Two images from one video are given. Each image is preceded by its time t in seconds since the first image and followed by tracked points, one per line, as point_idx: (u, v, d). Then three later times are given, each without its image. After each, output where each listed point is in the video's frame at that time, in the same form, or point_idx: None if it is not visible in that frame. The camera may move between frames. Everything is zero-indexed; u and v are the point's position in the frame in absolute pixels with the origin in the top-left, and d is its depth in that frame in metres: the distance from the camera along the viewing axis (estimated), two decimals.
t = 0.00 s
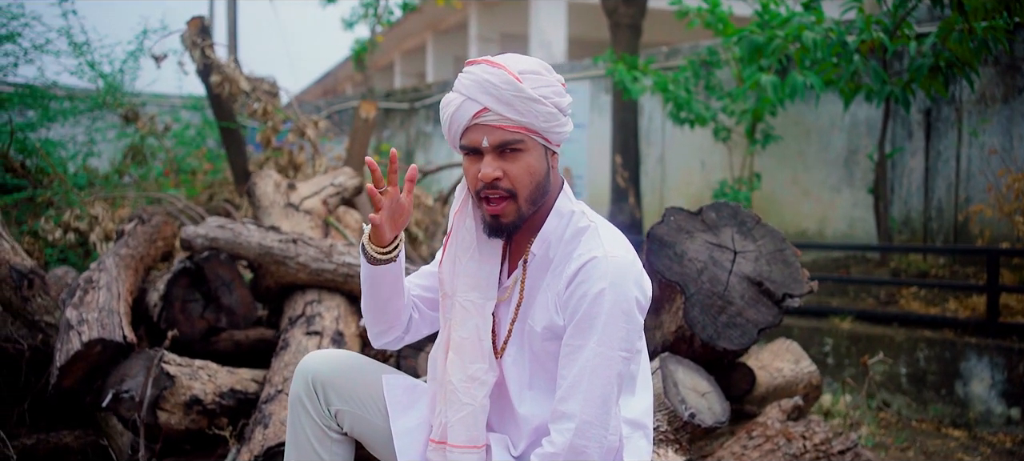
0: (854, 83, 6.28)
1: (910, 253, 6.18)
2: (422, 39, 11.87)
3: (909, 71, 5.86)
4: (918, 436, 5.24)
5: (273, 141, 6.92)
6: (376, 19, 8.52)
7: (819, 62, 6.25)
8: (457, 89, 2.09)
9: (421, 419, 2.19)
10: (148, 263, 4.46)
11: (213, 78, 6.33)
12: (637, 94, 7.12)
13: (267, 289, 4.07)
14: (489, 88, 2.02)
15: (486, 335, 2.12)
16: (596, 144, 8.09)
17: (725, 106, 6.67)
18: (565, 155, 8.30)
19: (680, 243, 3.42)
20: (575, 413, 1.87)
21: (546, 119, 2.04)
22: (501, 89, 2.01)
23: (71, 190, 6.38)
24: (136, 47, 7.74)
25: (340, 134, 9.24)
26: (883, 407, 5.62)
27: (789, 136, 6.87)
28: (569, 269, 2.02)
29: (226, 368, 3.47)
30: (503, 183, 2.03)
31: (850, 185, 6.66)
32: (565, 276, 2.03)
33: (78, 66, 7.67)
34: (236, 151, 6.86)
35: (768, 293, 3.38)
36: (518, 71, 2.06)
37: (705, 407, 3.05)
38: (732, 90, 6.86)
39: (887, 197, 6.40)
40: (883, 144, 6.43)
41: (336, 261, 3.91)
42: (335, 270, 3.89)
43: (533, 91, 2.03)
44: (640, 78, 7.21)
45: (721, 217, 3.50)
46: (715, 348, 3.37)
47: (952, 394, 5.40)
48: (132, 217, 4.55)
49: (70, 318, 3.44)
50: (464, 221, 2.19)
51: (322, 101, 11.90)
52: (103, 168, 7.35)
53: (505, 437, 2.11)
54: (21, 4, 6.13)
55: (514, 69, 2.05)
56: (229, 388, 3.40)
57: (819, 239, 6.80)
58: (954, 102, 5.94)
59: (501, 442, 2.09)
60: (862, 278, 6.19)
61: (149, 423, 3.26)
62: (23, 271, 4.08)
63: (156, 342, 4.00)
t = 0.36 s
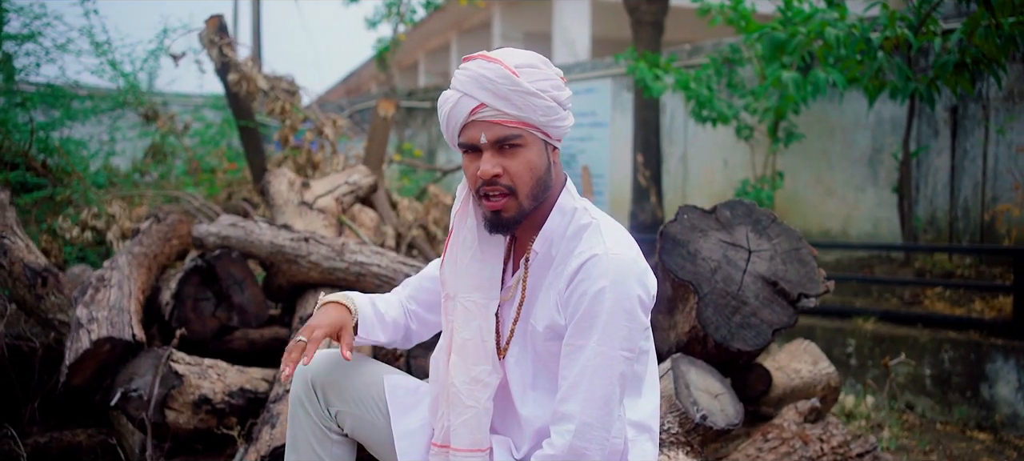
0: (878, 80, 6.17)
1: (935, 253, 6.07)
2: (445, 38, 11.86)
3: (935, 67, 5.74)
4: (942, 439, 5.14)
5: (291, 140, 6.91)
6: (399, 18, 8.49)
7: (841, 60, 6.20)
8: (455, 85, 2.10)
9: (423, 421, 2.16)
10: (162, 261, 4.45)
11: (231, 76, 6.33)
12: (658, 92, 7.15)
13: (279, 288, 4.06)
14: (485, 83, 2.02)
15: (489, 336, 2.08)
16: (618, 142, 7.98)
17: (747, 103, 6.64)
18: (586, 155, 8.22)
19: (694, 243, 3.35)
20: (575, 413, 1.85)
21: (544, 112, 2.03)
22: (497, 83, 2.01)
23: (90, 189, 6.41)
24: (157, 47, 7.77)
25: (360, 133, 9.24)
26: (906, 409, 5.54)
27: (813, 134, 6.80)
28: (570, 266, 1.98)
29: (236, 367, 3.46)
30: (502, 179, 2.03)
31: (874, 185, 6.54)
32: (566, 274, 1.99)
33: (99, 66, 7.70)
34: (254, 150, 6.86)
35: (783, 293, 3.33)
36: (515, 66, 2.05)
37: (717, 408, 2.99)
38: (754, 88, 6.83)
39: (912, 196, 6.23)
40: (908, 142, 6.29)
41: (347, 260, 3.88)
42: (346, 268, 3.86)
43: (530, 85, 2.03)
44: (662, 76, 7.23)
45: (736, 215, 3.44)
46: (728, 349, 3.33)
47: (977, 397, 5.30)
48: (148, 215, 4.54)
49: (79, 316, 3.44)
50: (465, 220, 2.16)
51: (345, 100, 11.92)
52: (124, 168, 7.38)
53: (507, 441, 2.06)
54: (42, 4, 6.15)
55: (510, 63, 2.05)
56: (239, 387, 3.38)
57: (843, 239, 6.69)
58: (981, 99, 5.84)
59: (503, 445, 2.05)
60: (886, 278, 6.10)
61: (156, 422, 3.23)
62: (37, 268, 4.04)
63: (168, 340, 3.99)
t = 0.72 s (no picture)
0: (901, 77, 6.08)
1: (960, 252, 5.94)
2: (466, 36, 11.83)
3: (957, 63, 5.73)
4: (965, 442, 5.04)
5: (307, 139, 6.89)
6: (420, 17, 8.47)
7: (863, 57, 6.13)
8: (428, 94, 2.08)
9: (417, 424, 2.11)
10: (173, 260, 4.44)
11: (246, 74, 6.32)
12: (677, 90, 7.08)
13: (287, 287, 4.04)
14: (454, 87, 2.00)
15: (488, 341, 2.03)
16: (638, 140, 7.88)
17: (768, 101, 6.53)
18: (605, 154, 8.14)
19: (704, 241, 3.30)
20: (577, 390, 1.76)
21: (517, 108, 1.99)
22: (466, 85, 1.99)
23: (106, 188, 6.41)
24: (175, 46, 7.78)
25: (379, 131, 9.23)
26: (929, 411, 5.43)
27: (836, 131, 6.70)
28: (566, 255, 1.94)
29: (242, 368, 3.43)
30: (486, 182, 1.99)
31: (897, 183, 6.43)
32: (560, 267, 1.95)
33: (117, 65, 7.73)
34: (270, 149, 6.86)
35: (795, 293, 3.25)
36: (483, 66, 2.03)
37: (726, 410, 2.92)
38: (776, 85, 6.72)
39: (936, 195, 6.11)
40: (932, 140, 6.16)
41: (355, 259, 3.84)
42: (353, 268, 3.82)
43: (500, 82, 1.99)
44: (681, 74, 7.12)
45: (747, 214, 3.39)
46: (739, 351, 3.24)
47: (1003, 399, 5.17)
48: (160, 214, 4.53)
49: (86, 315, 3.42)
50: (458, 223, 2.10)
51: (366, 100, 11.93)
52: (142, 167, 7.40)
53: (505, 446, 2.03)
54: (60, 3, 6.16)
55: (478, 64, 2.02)
56: (244, 388, 3.35)
57: (866, 238, 6.59)
58: (1008, 96, 5.67)
59: (499, 448, 2.05)
60: (908, 278, 6.00)
61: (159, 423, 3.20)
62: (47, 268, 4.04)
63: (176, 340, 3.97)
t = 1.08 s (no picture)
0: (920, 75, 5.97)
1: (981, 253, 5.82)
2: (483, 35, 11.79)
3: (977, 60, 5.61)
4: (985, 446, 4.94)
5: (319, 138, 6.87)
6: (437, 17, 8.43)
7: (881, 54, 6.05)
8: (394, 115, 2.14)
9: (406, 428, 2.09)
10: (179, 261, 4.43)
11: (257, 74, 6.30)
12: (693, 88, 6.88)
13: (291, 288, 4.02)
14: (414, 102, 2.05)
15: (475, 355, 1.98)
16: (654, 140, 7.85)
17: (785, 99, 6.45)
18: (621, 152, 8.13)
19: (708, 242, 3.25)
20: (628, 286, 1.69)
21: (479, 111, 2.03)
22: (425, 98, 2.04)
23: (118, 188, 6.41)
24: (189, 45, 7.78)
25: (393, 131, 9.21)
26: (948, 415, 5.33)
27: (854, 130, 6.61)
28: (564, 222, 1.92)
29: (243, 368, 3.39)
30: (462, 189, 2.01)
31: (916, 183, 6.31)
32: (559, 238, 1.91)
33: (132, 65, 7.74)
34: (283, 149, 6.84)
35: (802, 295, 3.19)
36: (439, 77, 2.07)
37: (730, 415, 2.86)
38: (792, 84, 6.64)
39: (956, 194, 6.00)
40: (952, 139, 6.03)
41: (359, 259, 3.81)
42: (357, 268, 3.80)
43: (458, 89, 2.04)
44: (698, 72, 7.02)
45: (753, 214, 3.32)
46: (744, 354, 3.18)
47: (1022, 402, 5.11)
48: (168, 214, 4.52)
49: (86, 315, 3.41)
50: (437, 240, 2.08)
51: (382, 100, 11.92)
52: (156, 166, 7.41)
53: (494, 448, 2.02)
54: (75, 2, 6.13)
55: (435, 75, 2.07)
56: (245, 389, 3.31)
57: (884, 238, 6.49)
58: None
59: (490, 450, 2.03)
60: (927, 279, 5.90)
61: (157, 424, 3.18)
62: (52, 267, 4.06)
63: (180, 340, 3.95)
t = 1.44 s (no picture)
0: (932, 73, 5.89)
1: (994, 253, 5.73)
2: (495, 35, 11.75)
3: (990, 58, 5.50)
4: (997, 450, 4.86)
5: (326, 139, 6.86)
6: (447, 17, 8.41)
7: (893, 53, 5.98)
8: (382, 110, 2.09)
9: (389, 432, 2.07)
10: (180, 262, 4.41)
11: (262, 74, 6.30)
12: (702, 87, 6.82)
13: (289, 289, 4.00)
14: (402, 98, 2.00)
15: (459, 357, 1.95)
16: (665, 140, 7.81)
17: (795, 98, 6.38)
18: (632, 152, 8.08)
19: (706, 243, 3.21)
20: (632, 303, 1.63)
21: (468, 109, 1.98)
22: (413, 94, 1.99)
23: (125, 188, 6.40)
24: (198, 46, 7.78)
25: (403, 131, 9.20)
26: (960, 417, 5.25)
27: (866, 130, 6.55)
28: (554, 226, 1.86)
29: (239, 370, 3.37)
30: (448, 188, 1.96)
31: (929, 182, 6.22)
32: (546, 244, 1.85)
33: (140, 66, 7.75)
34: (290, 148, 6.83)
35: (801, 297, 3.15)
36: (428, 73, 2.03)
37: (727, 419, 2.83)
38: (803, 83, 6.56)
39: (969, 194, 5.91)
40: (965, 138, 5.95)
41: (357, 260, 3.79)
42: (355, 269, 3.77)
43: (447, 85, 1.99)
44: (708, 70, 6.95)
45: (752, 215, 3.28)
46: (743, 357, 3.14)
47: None
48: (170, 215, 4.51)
49: (82, 317, 3.40)
50: (424, 239, 2.10)
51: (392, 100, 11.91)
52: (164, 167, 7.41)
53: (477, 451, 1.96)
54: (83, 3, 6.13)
55: (423, 71, 2.02)
56: (240, 391, 3.29)
57: (897, 238, 6.42)
58: None
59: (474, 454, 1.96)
60: (940, 280, 5.82)
61: (150, 426, 3.16)
62: (52, 268, 4.05)
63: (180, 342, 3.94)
